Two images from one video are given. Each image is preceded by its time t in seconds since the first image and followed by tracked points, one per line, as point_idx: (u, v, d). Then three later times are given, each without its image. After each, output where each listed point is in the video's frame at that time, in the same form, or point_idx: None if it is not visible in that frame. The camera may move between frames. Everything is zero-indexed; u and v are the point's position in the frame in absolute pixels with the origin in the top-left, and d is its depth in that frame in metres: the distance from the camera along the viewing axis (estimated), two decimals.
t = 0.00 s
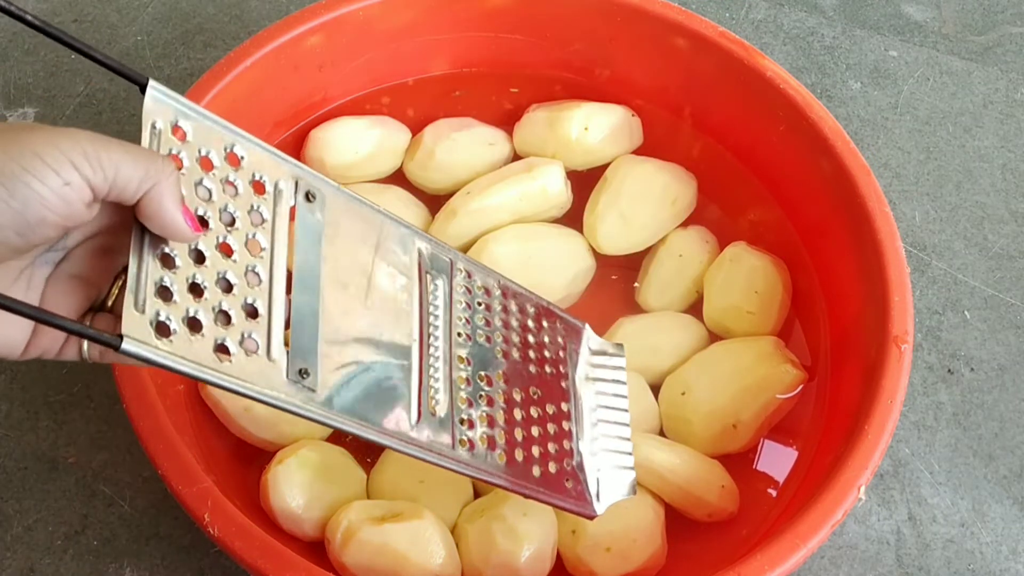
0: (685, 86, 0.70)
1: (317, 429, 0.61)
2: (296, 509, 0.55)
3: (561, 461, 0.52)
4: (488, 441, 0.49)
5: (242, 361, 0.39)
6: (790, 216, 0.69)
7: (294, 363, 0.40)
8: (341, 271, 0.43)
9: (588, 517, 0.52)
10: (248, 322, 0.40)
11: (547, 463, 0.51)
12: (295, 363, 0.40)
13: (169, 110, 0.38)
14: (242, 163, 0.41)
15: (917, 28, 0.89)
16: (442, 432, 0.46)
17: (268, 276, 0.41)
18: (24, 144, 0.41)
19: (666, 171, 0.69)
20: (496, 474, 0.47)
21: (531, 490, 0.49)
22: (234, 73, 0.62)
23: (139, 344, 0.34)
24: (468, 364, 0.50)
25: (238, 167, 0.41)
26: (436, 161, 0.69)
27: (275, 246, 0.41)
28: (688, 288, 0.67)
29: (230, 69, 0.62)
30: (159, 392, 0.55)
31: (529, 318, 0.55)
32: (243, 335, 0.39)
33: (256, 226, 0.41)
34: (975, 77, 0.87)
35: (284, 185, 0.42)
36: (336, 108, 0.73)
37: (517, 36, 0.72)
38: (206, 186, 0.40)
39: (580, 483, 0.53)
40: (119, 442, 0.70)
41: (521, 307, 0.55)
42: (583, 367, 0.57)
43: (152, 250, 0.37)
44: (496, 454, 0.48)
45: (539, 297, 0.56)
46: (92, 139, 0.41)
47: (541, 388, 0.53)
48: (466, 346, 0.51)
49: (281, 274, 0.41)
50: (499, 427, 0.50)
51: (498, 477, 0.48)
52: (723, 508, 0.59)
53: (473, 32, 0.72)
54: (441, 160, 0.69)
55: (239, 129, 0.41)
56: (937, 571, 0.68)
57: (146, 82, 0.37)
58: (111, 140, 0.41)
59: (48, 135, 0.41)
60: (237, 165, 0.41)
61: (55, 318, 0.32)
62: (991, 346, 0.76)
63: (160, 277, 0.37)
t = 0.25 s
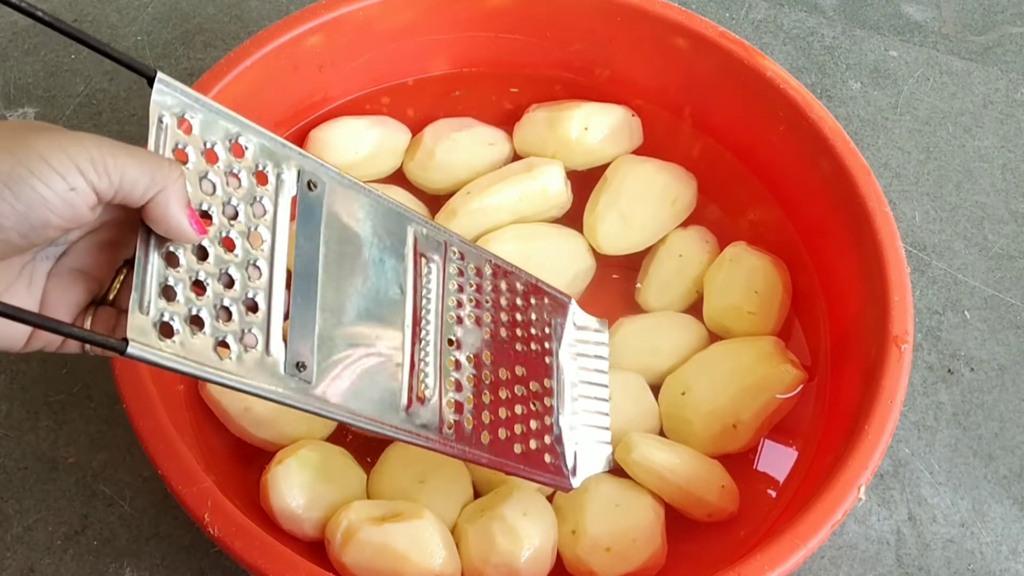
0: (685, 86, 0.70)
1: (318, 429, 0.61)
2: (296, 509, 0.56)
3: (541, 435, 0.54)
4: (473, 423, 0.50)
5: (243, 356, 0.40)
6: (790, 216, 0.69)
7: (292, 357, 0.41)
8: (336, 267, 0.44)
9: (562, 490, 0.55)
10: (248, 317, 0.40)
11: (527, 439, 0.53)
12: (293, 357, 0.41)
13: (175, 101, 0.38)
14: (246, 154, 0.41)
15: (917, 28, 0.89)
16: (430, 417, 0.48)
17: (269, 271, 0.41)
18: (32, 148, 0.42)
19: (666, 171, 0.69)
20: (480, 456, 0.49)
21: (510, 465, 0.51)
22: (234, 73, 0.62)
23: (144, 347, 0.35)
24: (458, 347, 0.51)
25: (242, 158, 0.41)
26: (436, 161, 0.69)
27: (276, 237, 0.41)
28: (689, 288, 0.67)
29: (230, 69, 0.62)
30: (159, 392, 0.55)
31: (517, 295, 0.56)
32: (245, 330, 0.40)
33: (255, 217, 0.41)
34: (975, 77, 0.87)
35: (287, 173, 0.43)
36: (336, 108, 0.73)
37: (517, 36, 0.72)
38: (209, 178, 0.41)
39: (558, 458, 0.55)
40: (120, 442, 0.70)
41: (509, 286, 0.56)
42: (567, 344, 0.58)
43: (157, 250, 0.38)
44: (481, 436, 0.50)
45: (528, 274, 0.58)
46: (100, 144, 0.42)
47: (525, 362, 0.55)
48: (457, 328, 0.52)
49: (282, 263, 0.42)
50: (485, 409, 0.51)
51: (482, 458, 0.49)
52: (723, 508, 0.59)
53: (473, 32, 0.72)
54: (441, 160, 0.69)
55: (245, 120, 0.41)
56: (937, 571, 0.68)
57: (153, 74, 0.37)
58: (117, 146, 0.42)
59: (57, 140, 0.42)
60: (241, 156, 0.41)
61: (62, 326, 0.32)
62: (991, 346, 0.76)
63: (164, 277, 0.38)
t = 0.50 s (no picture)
0: (685, 85, 0.70)
1: (318, 430, 0.61)
2: (296, 509, 0.55)
3: (560, 387, 0.53)
4: (489, 379, 0.50)
5: (250, 327, 0.39)
6: (790, 216, 0.69)
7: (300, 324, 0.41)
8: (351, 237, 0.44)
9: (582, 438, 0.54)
10: (257, 287, 0.40)
11: (545, 392, 0.52)
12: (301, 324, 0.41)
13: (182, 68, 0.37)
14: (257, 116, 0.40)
15: (917, 28, 0.89)
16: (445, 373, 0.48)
17: (280, 240, 0.41)
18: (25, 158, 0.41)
19: (666, 171, 0.69)
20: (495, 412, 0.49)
21: (526, 419, 0.50)
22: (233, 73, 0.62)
23: (145, 326, 0.36)
24: (475, 302, 0.51)
25: (253, 121, 0.40)
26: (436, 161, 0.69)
27: (288, 199, 0.41)
28: (688, 288, 0.67)
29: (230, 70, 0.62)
30: (159, 391, 0.55)
31: (541, 243, 0.54)
32: (253, 299, 0.40)
33: (266, 180, 0.41)
34: (975, 76, 0.87)
35: (300, 135, 0.41)
36: (336, 108, 0.73)
37: (517, 36, 0.72)
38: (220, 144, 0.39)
39: (577, 408, 0.53)
40: (119, 442, 0.70)
41: (534, 234, 0.54)
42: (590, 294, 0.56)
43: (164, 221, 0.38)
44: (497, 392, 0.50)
45: (553, 220, 0.55)
46: (90, 153, 0.41)
47: (546, 312, 0.54)
48: (475, 282, 0.51)
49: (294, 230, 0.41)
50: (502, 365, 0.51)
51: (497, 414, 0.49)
52: (722, 508, 0.59)
53: (473, 32, 0.72)
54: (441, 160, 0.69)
55: (257, 81, 0.39)
56: (937, 571, 0.68)
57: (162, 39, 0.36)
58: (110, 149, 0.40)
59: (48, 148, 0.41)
60: (252, 118, 0.40)
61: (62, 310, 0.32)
62: (991, 346, 0.76)
63: (170, 250, 0.38)
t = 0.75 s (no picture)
0: (685, 85, 0.70)
1: (317, 430, 0.61)
2: (296, 509, 0.55)
3: (596, 373, 0.52)
4: (516, 361, 0.49)
5: (252, 300, 0.39)
6: (790, 216, 0.69)
7: (307, 300, 0.40)
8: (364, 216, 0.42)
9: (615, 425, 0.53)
10: (263, 260, 0.39)
11: (579, 378, 0.52)
12: (308, 301, 0.40)
13: (197, 33, 0.36)
14: (277, 85, 0.39)
15: (917, 28, 0.89)
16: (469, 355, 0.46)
17: (293, 210, 0.40)
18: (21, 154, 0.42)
19: (666, 170, 0.70)
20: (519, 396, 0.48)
21: (555, 404, 0.50)
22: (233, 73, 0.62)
23: (138, 296, 0.35)
24: (510, 281, 0.49)
25: (272, 90, 0.39)
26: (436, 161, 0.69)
27: (304, 173, 0.40)
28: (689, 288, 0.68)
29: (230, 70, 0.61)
30: (159, 391, 0.55)
31: (586, 224, 0.53)
32: (257, 271, 0.39)
33: (282, 151, 0.40)
34: (975, 76, 0.87)
35: (322, 105, 0.41)
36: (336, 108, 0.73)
37: (517, 36, 0.72)
38: (235, 114, 0.39)
39: (617, 396, 0.53)
40: (119, 442, 0.70)
41: (582, 214, 0.53)
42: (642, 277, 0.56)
43: (168, 191, 0.37)
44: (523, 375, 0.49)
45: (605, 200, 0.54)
46: (84, 148, 0.40)
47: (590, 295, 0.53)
48: (510, 260, 0.50)
49: (307, 205, 0.40)
50: (533, 348, 0.50)
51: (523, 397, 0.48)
52: (723, 508, 0.59)
53: (473, 32, 0.72)
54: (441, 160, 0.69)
55: (278, 49, 0.39)
56: (937, 571, 0.69)
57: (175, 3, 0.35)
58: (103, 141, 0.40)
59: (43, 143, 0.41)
60: (272, 87, 0.39)
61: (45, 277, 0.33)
62: (991, 346, 0.76)
63: (172, 221, 0.37)
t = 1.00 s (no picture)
0: (685, 85, 0.70)
1: (317, 430, 0.61)
2: (296, 509, 0.55)
3: (579, 375, 0.52)
4: (502, 363, 0.49)
5: (251, 291, 0.39)
6: (790, 217, 0.69)
7: (303, 295, 0.40)
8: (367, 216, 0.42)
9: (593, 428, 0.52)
10: (262, 252, 0.40)
11: (563, 381, 0.51)
12: (304, 295, 0.40)
13: (210, 22, 0.36)
14: (288, 76, 0.39)
15: (917, 28, 0.89)
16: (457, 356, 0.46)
17: (294, 203, 0.40)
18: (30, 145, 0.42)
19: (666, 170, 0.70)
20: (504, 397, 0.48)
21: (538, 407, 0.49)
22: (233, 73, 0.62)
23: (138, 283, 0.36)
24: (502, 282, 0.49)
25: (282, 81, 0.39)
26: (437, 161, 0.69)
27: (309, 166, 0.40)
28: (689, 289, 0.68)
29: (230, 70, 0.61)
30: (159, 390, 0.55)
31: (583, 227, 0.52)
32: (257, 263, 0.39)
33: (288, 143, 0.40)
34: (975, 77, 0.87)
35: (331, 99, 0.40)
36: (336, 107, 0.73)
37: (517, 36, 0.72)
38: (244, 103, 0.38)
39: (596, 399, 0.52)
40: (120, 442, 0.70)
41: (578, 217, 0.52)
42: (631, 280, 0.54)
43: (174, 178, 0.38)
44: (508, 376, 0.49)
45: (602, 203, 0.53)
46: (92, 137, 0.41)
47: (578, 299, 0.52)
48: (503, 261, 0.49)
49: (309, 198, 0.40)
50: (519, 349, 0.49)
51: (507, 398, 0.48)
52: (722, 508, 0.59)
53: (473, 32, 0.72)
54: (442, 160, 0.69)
55: (292, 40, 0.38)
56: (937, 571, 0.68)
57: None
58: (112, 131, 0.40)
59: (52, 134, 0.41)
60: (283, 78, 0.39)
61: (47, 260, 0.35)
62: (991, 346, 0.76)
63: (176, 209, 0.37)
